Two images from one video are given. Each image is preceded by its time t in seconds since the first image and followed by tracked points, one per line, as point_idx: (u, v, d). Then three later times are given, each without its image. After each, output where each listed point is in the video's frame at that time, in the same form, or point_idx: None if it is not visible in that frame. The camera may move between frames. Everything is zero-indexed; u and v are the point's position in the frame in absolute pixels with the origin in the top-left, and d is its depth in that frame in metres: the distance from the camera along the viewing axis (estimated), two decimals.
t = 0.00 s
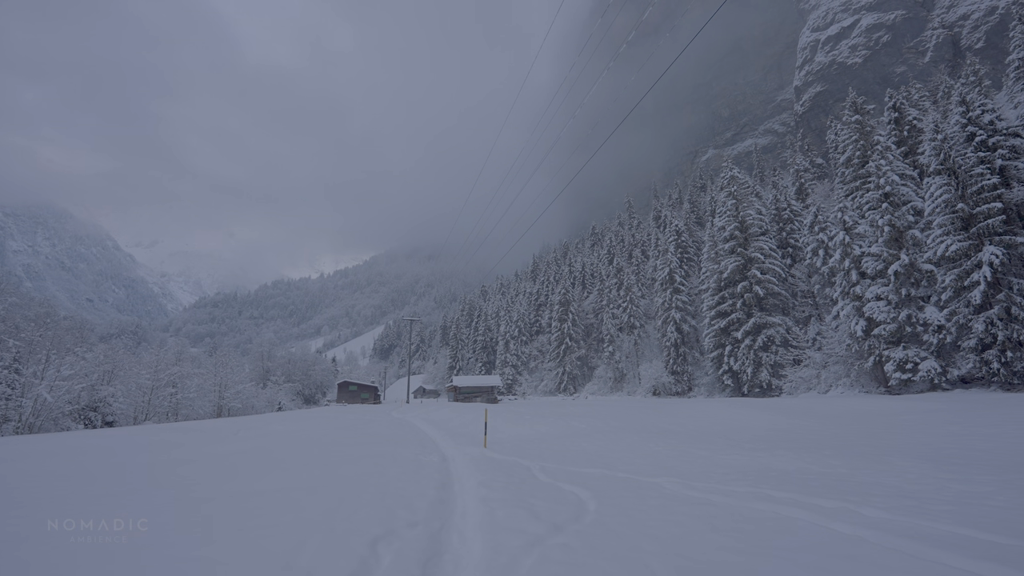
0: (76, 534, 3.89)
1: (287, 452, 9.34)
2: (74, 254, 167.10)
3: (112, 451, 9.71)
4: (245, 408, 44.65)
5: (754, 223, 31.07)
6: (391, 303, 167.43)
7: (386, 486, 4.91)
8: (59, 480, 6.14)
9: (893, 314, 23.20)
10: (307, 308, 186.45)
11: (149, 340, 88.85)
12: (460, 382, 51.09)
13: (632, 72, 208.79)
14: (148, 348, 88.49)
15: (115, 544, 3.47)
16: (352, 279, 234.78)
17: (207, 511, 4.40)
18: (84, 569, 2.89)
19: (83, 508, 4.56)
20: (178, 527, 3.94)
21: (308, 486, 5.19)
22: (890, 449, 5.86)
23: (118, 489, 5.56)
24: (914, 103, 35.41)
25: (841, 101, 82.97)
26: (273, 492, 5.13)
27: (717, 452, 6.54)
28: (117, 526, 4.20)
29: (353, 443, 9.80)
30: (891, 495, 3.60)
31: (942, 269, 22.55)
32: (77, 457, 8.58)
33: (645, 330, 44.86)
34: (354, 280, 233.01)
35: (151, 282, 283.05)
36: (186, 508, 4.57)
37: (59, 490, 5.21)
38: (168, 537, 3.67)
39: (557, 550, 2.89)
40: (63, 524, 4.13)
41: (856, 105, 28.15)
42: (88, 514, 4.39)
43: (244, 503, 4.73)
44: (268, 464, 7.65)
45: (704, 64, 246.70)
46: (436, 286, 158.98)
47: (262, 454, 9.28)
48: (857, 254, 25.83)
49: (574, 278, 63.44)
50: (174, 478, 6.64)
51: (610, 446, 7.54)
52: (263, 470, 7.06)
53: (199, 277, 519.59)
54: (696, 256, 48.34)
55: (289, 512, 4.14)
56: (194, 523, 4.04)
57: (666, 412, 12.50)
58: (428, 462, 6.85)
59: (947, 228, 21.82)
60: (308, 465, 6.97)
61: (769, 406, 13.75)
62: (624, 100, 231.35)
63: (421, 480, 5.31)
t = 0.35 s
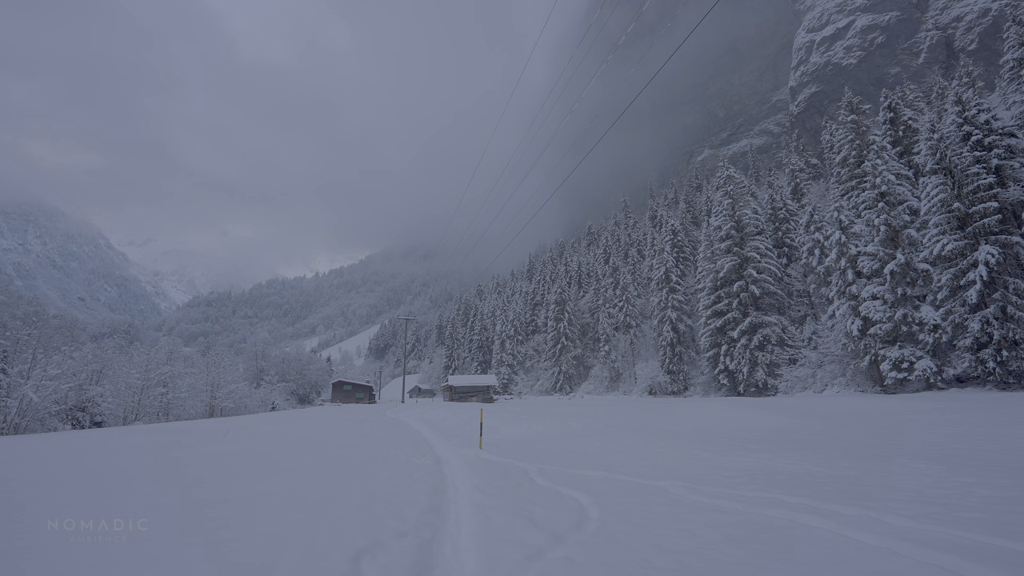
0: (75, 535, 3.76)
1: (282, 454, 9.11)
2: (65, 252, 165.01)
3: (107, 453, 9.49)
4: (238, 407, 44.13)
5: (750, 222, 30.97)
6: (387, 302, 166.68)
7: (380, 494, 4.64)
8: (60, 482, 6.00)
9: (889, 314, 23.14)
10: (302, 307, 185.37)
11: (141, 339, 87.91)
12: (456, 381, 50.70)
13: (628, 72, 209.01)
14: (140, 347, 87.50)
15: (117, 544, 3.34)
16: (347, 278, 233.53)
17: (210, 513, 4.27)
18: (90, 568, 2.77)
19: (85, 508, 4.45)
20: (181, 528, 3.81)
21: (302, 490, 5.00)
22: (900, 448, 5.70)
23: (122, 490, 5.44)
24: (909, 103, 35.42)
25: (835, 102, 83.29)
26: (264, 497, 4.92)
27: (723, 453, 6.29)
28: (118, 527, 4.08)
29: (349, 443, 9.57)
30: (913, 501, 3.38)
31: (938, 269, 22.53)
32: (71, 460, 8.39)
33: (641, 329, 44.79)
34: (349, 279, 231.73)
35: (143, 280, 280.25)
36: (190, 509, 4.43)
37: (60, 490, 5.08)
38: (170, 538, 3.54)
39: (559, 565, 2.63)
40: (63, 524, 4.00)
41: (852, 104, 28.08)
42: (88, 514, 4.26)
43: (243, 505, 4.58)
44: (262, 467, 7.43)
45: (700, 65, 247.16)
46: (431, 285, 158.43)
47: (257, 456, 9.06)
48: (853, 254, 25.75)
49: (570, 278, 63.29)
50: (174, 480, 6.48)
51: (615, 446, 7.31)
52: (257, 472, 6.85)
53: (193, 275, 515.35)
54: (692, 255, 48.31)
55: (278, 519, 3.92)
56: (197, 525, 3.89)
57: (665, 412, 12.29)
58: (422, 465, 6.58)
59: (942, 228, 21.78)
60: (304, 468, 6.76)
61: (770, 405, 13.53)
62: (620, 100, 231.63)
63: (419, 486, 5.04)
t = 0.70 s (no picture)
0: (75, 535, 3.69)
1: (269, 455, 8.86)
2: (49, 248, 161.51)
3: (92, 455, 9.26)
4: (224, 407, 43.32)
5: (742, 222, 30.97)
6: (378, 301, 165.49)
7: (358, 503, 4.31)
8: (55, 483, 5.89)
9: (880, 314, 23.17)
10: (293, 306, 183.46)
11: (127, 337, 86.26)
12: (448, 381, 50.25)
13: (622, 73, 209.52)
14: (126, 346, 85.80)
15: (115, 544, 3.25)
16: (338, 276, 231.43)
17: (209, 512, 4.17)
18: (93, 567, 2.67)
19: (85, 508, 4.38)
20: (184, 526, 3.73)
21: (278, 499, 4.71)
22: (903, 452, 5.50)
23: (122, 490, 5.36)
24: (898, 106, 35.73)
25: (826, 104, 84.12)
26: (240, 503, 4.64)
27: (722, 457, 6.03)
28: (118, 528, 4.00)
29: (337, 444, 9.30)
30: (935, 512, 3.16)
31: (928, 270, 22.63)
32: (57, 461, 8.18)
33: (633, 329, 44.72)
34: (340, 278, 229.80)
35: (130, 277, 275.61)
36: (191, 509, 4.36)
37: (58, 491, 5.00)
38: (173, 536, 3.45)
39: None
40: (62, 524, 3.92)
41: (844, 106, 28.14)
42: (87, 514, 4.18)
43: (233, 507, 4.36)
44: (249, 470, 7.12)
45: (692, 67, 248.73)
46: (423, 284, 157.38)
47: (245, 457, 8.82)
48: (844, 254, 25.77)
49: (563, 277, 63.16)
50: (168, 482, 6.34)
51: (609, 449, 7.05)
52: (245, 474, 6.66)
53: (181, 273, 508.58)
54: (684, 256, 48.39)
55: (257, 528, 3.59)
56: (200, 524, 3.80)
57: (660, 412, 12.05)
58: (407, 469, 6.25)
59: (933, 229, 21.87)
60: (291, 470, 6.55)
61: (764, 405, 13.36)
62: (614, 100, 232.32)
63: (405, 493, 4.74)
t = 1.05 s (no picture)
0: (77, 534, 4.06)
1: (258, 456, 8.73)
2: (32, 244, 158.05)
3: (89, 456, 9.42)
4: (210, 407, 42.53)
5: (733, 224, 30.95)
6: (369, 301, 164.00)
7: (339, 515, 3.94)
8: (57, 485, 6.24)
9: (870, 315, 23.21)
10: (282, 305, 181.26)
11: (113, 335, 84.73)
12: (438, 381, 49.63)
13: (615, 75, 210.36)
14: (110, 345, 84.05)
15: (111, 545, 3.59)
16: (329, 275, 229.13)
17: (203, 513, 4.50)
18: (93, 567, 3.01)
19: (86, 508, 4.75)
20: (178, 527, 4.06)
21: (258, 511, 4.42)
22: (917, 454, 5.27)
23: (121, 491, 5.73)
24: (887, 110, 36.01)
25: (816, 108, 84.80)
26: (222, 513, 4.48)
27: (727, 460, 5.75)
28: (117, 527, 4.36)
29: (327, 445, 9.07)
30: (970, 523, 2.91)
31: (917, 271, 22.73)
32: (54, 464, 8.33)
33: (625, 330, 44.62)
34: (331, 277, 227.54)
35: (115, 275, 270.40)
36: (184, 509, 4.70)
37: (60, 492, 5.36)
38: (167, 537, 3.79)
39: None
40: (64, 523, 4.30)
41: (835, 109, 28.21)
42: (86, 515, 4.54)
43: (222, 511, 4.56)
44: (230, 475, 6.93)
45: (684, 69, 250.09)
46: (415, 283, 156.25)
47: (235, 457, 8.75)
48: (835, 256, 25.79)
49: (555, 278, 62.92)
50: (165, 483, 6.65)
51: (609, 451, 6.74)
52: (226, 480, 6.44)
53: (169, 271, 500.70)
54: (676, 257, 48.42)
55: (235, 536, 3.72)
56: (194, 524, 4.15)
57: (656, 413, 11.83)
58: (394, 474, 5.82)
59: (923, 231, 21.94)
60: (278, 473, 6.40)
61: (762, 406, 13.20)
62: (606, 102, 233.12)
63: (392, 500, 4.38)
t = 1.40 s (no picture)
0: (77, 534, 4.17)
1: (246, 458, 8.43)
2: (16, 241, 154.67)
3: (82, 458, 9.27)
4: (196, 408, 41.68)
5: (726, 225, 30.93)
6: (361, 300, 162.65)
7: (324, 530, 3.68)
8: (53, 489, 6.30)
9: (861, 317, 23.21)
10: (273, 304, 179.22)
11: (99, 334, 83.12)
12: (430, 381, 49.03)
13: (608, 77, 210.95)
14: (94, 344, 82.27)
15: (111, 543, 3.70)
16: (321, 274, 227.04)
17: (204, 511, 4.61)
18: (96, 564, 3.13)
19: (89, 509, 4.87)
20: (180, 524, 4.18)
21: (242, 522, 4.15)
22: (927, 459, 5.08)
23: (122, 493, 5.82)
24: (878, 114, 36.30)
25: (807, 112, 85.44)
26: (210, 521, 4.29)
27: (732, 466, 5.51)
28: (117, 528, 4.46)
29: (317, 448, 8.75)
30: (1009, 540, 2.71)
31: (908, 274, 22.76)
32: (30, 468, 8.01)
33: (617, 331, 44.56)
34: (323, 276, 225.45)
35: (102, 273, 265.78)
36: (183, 508, 4.79)
37: (63, 494, 5.46)
38: (169, 535, 3.91)
39: None
40: (64, 523, 4.42)
41: (827, 112, 28.29)
42: (86, 515, 4.66)
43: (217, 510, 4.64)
44: (214, 480, 6.66)
45: (677, 72, 251.85)
46: (407, 283, 155.27)
47: (223, 460, 8.48)
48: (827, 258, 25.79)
49: (548, 278, 62.70)
50: (168, 481, 6.73)
51: (610, 456, 6.46)
52: (210, 487, 6.16)
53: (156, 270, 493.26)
54: (668, 258, 48.48)
55: (220, 546, 3.52)
56: (196, 521, 4.27)
57: (652, 415, 11.61)
58: (382, 481, 5.51)
59: (914, 233, 21.99)
60: (266, 479, 6.20)
61: (757, 408, 13.10)
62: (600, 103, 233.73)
63: (381, 510, 4.11)
